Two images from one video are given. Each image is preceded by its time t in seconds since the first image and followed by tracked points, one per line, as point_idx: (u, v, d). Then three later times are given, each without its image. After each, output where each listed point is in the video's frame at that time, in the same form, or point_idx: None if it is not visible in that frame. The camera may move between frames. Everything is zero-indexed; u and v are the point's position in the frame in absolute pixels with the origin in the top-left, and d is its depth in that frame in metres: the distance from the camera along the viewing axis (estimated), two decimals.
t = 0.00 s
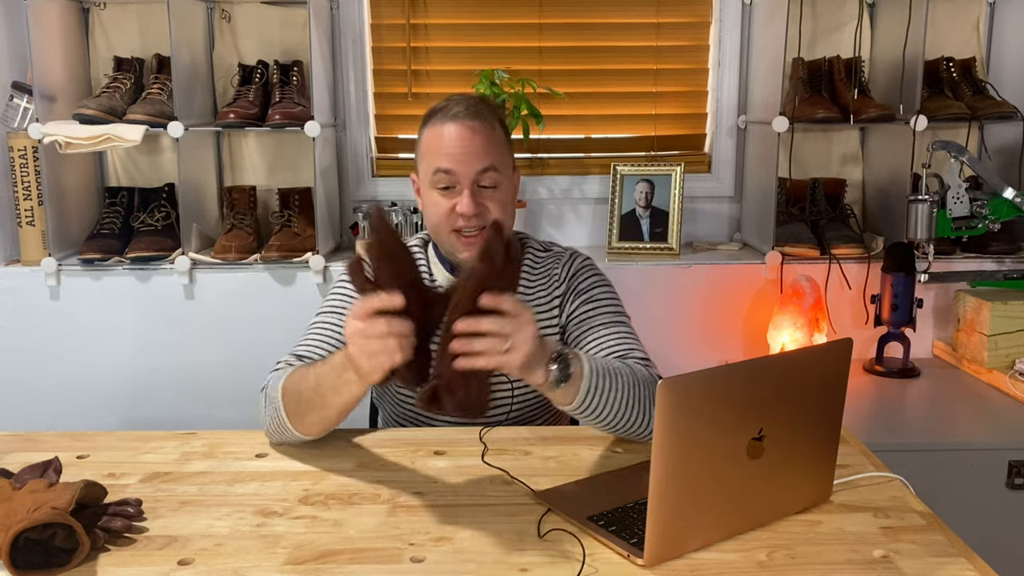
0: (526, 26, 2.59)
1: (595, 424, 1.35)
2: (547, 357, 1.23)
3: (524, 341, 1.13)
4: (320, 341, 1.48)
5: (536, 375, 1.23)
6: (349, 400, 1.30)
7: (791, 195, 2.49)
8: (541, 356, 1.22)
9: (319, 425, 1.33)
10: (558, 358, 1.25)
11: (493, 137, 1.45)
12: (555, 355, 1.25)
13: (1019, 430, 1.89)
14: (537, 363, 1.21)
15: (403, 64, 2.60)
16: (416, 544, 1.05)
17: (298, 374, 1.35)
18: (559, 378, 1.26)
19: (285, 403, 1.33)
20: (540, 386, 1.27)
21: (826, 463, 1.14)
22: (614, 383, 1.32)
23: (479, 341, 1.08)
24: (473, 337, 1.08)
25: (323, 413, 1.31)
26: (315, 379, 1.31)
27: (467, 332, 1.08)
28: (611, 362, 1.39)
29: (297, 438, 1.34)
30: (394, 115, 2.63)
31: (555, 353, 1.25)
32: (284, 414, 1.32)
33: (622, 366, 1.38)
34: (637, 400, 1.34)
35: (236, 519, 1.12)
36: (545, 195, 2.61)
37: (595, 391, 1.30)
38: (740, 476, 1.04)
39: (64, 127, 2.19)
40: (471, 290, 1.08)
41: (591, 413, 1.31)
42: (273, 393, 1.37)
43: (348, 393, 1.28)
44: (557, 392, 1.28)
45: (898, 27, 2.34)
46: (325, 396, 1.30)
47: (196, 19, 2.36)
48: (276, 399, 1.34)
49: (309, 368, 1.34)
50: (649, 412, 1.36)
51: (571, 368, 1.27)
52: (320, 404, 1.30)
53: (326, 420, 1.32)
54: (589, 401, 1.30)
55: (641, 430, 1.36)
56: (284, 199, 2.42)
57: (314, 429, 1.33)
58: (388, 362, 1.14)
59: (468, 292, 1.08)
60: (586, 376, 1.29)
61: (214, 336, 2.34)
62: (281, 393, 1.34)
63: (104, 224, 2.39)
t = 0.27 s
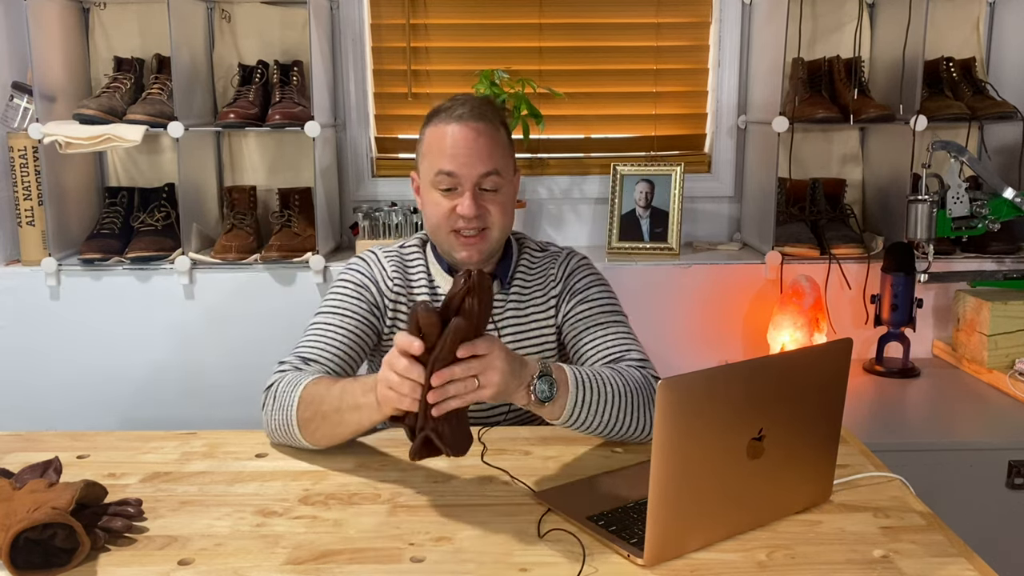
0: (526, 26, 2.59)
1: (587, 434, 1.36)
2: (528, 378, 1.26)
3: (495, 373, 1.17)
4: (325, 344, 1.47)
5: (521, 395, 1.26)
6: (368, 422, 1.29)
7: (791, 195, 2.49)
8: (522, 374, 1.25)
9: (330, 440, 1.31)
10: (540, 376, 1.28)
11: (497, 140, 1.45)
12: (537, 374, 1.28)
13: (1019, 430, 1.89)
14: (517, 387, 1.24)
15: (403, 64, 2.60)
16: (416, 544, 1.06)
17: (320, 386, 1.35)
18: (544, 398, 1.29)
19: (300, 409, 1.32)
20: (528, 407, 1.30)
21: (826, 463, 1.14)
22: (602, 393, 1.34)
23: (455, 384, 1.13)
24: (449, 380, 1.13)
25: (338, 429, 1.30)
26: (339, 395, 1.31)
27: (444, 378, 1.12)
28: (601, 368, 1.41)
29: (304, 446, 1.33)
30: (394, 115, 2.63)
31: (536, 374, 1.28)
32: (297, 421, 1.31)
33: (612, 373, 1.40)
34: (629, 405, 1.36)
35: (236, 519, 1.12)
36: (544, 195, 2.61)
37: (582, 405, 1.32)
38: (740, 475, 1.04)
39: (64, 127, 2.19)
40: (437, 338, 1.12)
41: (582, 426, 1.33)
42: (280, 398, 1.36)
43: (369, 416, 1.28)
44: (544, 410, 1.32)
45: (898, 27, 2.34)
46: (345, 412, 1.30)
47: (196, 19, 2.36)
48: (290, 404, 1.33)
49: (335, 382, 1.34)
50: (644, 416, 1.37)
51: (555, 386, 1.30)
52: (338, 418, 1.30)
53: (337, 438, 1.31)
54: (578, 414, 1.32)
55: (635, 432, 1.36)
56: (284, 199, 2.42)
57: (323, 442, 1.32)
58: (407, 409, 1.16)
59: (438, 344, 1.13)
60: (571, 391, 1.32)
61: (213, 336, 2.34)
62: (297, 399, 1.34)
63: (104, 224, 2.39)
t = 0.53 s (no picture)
0: (526, 26, 2.59)
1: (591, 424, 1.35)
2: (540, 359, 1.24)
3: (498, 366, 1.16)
4: (322, 342, 1.47)
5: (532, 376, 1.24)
6: (365, 398, 1.31)
7: (791, 195, 2.49)
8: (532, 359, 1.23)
9: (329, 422, 1.33)
10: (552, 360, 1.26)
11: (506, 145, 1.46)
12: (549, 358, 1.26)
13: (1019, 430, 1.89)
14: (529, 365, 1.22)
15: (403, 64, 2.60)
16: (416, 544, 1.06)
17: (313, 371, 1.35)
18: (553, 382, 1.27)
19: (296, 398, 1.33)
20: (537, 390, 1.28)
21: (826, 462, 1.14)
22: (610, 384, 1.33)
23: (469, 352, 1.09)
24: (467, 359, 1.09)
25: (336, 409, 1.32)
26: (334, 375, 1.32)
27: (460, 348, 1.08)
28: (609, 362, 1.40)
29: (302, 435, 1.34)
30: (394, 115, 2.63)
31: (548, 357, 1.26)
32: (294, 410, 1.32)
33: (620, 366, 1.38)
34: (633, 399, 1.35)
35: (236, 519, 1.12)
36: (545, 195, 2.61)
37: (591, 392, 1.31)
38: (740, 475, 1.04)
39: (65, 127, 2.20)
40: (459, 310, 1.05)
41: (588, 415, 1.32)
42: (276, 391, 1.37)
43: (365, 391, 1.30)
44: (555, 393, 1.30)
45: (898, 27, 2.34)
46: (342, 393, 1.31)
47: (196, 19, 2.36)
48: (286, 395, 1.34)
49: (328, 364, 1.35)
50: (646, 410, 1.36)
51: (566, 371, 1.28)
52: (337, 400, 1.31)
53: (334, 418, 1.33)
54: (586, 401, 1.31)
55: (636, 427, 1.36)
56: (284, 199, 2.42)
57: (322, 425, 1.34)
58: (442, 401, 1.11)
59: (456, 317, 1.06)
60: (581, 378, 1.30)
61: (213, 336, 2.34)
62: (292, 389, 1.34)
63: (104, 224, 2.39)
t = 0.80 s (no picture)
0: (526, 26, 2.59)
1: (591, 421, 1.35)
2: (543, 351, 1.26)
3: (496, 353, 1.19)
4: (325, 341, 1.47)
5: (535, 368, 1.26)
6: (368, 396, 1.31)
7: (791, 195, 2.49)
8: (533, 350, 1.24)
9: (331, 422, 1.34)
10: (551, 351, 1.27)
11: (522, 145, 1.47)
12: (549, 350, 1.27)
13: (1019, 430, 1.89)
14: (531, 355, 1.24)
15: (403, 64, 2.60)
16: (416, 544, 1.06)
17: (313, 369, 1.35)
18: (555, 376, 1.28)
19: (297, 396, 1.33)
20: (537, 383, 1.29)
21: (826, 462, 1.14)
22: (611, 382, 1.33)
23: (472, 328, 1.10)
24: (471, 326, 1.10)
25: (338, 408, 1.32)
26: (335, 375, 1.32)
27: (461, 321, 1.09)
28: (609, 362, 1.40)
29: (304, 434, 1.34)
30: (394, 115, 2.63)
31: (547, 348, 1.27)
32: (295, 409, 1.33)
33: (621, 367, 1.38)
34: (634, 399, 1.34)
35: (236, 519, 1.12)
36: (545, 195, 2.61)
37: (591, 389, 1.31)
38: (739, 476, 1.04)
39: (64, 127, 2.20)
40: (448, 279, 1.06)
41: (588, 412, 1.32)
42: (278, 390, 1.37)
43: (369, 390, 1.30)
44: (555, 388, 1.30)
45: (898, 27, 2.34)
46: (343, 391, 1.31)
47: (196, 19, 2.36)
48: (286, 394, 1.34)
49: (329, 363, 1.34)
50: (647, 410, 1.36)
51: (567, 363, 1.29)
52: (338, 398, 1.31)
53: (337, 417, 1.33)
54: (586, 398, 1.31)
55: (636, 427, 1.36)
56: (284, 199, 2.42)
57: (324, 424, 1.34)
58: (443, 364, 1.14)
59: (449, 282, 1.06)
60: (581, 374, 1.30)
61: (213, 336, 2.34)
62: (293, 388, 1.35)
63: (104, 224, 2.39)
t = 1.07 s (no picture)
0: (526, 26, 2.59)
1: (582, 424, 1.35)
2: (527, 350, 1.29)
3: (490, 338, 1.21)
4: (324, 342, 1.47)
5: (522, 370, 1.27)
6: (374, 391, 1.31)
7: (791, 195, 2.49)
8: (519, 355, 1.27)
9: (335, 418, 1.33)
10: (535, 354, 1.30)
11: (527, 148, 1.47)
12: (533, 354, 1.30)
13: (1019, 430, 1.89)
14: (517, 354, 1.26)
15: (403, 64, 2.60)
16: (416, 544, 1.05)
17: (316, 368, 1.36)
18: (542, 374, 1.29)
19: (299, 394, 1.33)
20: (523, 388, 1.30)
21: (826, 462, 1.14)
22: (599, 382, 1.34)
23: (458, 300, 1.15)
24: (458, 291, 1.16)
25: (342, 406, 1.32)
26: (339, 372, 1.33)
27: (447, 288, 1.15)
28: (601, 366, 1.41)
29: (305, 431, 1.34)
30: (394, 115, 2.63)
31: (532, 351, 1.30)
32: (295, 410, 1.33)
33: (611, 368, 1.39)
34: (627, 397, 1.35)
35: (236, 519, 1.12)
36: (544, 195, 2.61)
37: (578, 390, 1.32)
38: (739, 476, 1.04)
39: (64, 127, 2.20)
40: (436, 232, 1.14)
41: (577, 413, 1.33)
42: (278, 391, 1.37)
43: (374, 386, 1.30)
44: (543, 392, 1.31)
45: (898, 27, 2.34)
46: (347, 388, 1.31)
47: (196, 19, 2.36)
48: (286, 395, 1.34)
49: (333, 362, 1.35)
50: (643, 410, 1.37)
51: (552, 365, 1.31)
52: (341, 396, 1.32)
53: (339, 414, 1.33)
54: (575, 400, 1.32)
55: (631, 427, 1.36)
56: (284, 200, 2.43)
57: (327, 422, 1.34)
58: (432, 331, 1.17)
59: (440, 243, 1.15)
60: (568, 376, 1.32)
61: (213, 336, 2.34)
62: (295, 387, 1.35)
63: (104, 224, 2.39)
